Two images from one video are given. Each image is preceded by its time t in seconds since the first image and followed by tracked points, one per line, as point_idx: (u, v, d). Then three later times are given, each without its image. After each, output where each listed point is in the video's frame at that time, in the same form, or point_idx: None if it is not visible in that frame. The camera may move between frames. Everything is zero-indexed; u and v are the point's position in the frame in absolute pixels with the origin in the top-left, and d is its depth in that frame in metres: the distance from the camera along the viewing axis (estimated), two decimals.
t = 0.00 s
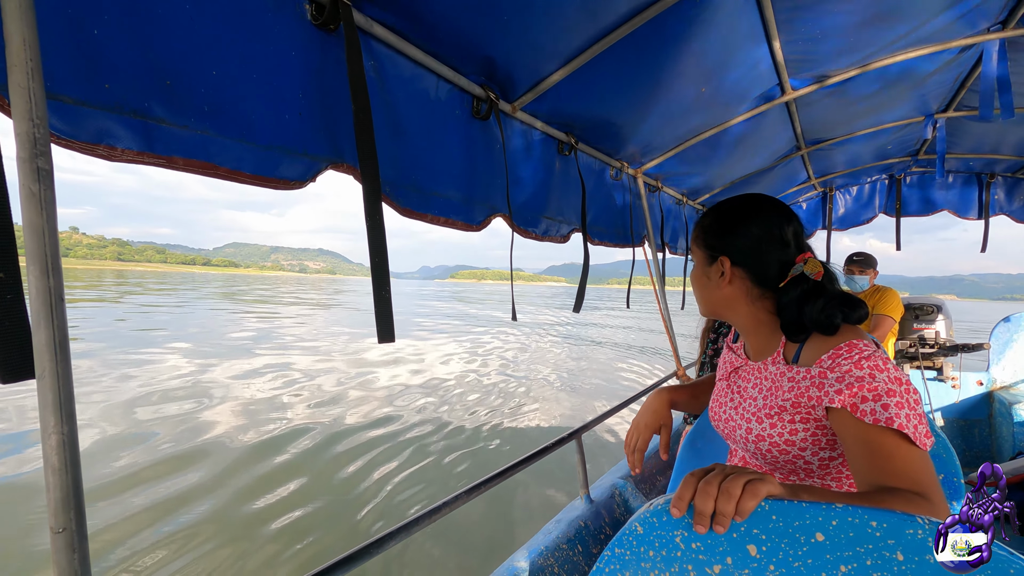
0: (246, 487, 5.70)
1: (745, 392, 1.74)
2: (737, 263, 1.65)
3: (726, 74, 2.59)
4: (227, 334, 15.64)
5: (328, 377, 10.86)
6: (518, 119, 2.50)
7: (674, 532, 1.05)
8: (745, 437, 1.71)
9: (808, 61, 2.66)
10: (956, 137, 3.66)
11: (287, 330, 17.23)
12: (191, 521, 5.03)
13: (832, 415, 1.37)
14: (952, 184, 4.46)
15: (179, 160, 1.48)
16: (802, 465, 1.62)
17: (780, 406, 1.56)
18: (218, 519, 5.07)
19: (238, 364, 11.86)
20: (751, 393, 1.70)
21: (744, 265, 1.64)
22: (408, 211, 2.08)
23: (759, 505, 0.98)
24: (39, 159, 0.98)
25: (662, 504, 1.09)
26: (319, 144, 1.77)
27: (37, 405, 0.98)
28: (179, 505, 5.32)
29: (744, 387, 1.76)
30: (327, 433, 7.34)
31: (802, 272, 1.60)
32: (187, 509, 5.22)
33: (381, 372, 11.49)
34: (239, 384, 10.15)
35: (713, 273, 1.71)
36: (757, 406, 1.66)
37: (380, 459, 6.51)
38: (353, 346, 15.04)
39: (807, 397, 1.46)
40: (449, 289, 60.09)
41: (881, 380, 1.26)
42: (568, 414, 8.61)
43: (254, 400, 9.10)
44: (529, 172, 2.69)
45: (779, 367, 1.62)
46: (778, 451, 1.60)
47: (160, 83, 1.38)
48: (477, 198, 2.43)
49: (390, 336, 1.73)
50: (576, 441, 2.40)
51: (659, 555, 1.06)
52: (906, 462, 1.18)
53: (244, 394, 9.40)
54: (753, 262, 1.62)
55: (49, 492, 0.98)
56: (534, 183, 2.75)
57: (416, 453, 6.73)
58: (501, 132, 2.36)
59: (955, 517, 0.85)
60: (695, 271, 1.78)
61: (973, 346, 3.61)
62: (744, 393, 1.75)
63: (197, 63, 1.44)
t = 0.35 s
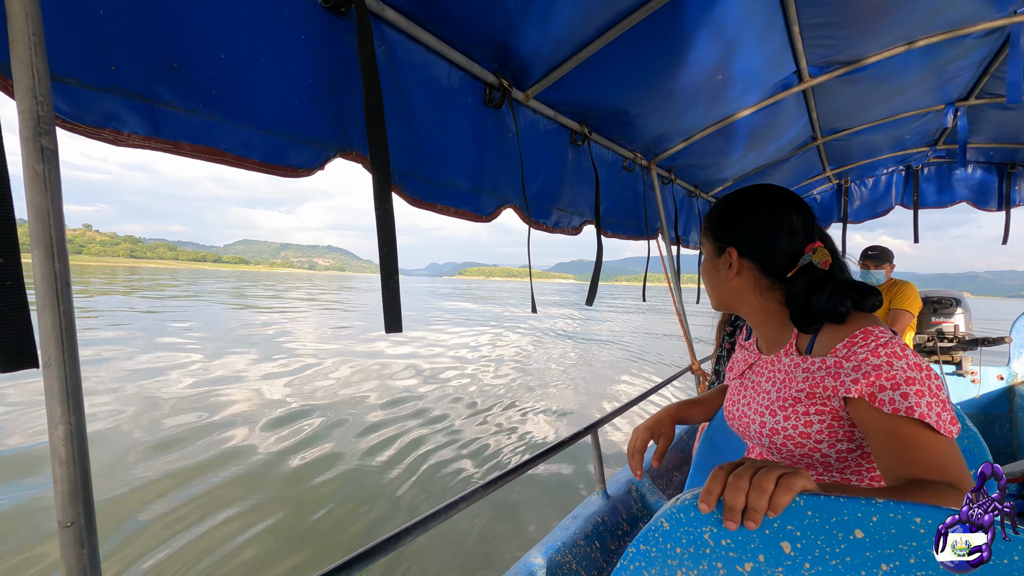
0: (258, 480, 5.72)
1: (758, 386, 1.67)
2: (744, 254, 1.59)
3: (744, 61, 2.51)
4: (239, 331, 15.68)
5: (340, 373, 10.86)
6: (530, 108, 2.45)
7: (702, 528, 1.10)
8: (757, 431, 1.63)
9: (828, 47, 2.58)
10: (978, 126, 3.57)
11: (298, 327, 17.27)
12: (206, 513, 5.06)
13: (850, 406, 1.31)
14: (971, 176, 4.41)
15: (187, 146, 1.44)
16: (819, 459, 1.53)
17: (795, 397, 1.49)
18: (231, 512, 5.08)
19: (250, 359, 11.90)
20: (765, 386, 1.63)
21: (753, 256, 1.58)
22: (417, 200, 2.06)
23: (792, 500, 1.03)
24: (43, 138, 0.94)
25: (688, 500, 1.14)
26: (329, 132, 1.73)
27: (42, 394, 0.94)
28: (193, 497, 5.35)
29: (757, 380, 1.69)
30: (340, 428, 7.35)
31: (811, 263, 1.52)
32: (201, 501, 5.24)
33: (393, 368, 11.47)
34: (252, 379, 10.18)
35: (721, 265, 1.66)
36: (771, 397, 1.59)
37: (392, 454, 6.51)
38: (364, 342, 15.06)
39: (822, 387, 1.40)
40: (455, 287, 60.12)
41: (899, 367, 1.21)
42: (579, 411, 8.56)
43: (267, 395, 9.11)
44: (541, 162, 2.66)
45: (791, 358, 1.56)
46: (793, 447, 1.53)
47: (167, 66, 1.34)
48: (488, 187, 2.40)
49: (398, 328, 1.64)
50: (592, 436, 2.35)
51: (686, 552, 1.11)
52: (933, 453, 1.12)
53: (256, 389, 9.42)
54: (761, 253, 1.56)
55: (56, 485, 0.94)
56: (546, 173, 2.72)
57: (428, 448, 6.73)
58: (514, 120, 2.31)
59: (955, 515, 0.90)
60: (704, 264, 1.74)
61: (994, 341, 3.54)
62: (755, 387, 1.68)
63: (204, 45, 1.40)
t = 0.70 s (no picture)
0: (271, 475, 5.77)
1: (777, 382, 1.66)
2: (758, 249, 1.57)
3: (757, 53, 2.49)
4: (249, 329, 15.80)
5: (350, 370, 10.93)
6: (542, 100, 2.45)
7: (723, 515, 1.10)
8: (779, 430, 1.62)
9: (842, 39, 2.56)
10: (992, 117, 3.53)
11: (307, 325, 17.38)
12: (221, 507, 5.12)
13: (870, 396, 1.29)
14: (985, 168, 4.36)
15: (208, 136, 1.44)
16: (843, 452, 1.52)
17: (814, 392, 1.48)
18: (246, 506, 5.15)
19: (261, 356, 12.01)
20: (783, 382, 1.62)
21: (766, 251, 1.56)
22: (431, 192, 2.07)
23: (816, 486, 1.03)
24: (75, 125, 0.95)
25: (710, 487, 1.14)
26: (346, 123, 1.73)
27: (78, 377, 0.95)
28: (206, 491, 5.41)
29: (775, 376, 1.68)
30: (351, 425, 7.39)
31: (824, 257, 1.52)
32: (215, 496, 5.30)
33: (402, 365, 11.54)
34: (263, 376, 10.28)
35: (734, 260, 1.64)
36: (789, 394, 1.58)
37: (402, 449, 6.57)
38: (373, 339, 15.16)
39: (841, 379, 1.38)
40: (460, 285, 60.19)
41: (917, 355, 1.19)
42: (587, 408, 8.58)
43: (279, 391, 9.18)
44: (552, 154, 2.66)
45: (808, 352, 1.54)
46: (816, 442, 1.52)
47: (189, 56, 1.35)
48: (499, 180, 2.41)
49: (410, 319, 1.64)
50: (606, 428, 2.35)
51: (708, 539, 1.10)
52: (959, 438, 1.10)
53: (268, 385, 9.50)
54: (775, 248, 1.54)
55: (93, 465, 0.96)
56: (557, 166, 2.72)
57: (438, 444, 6.78)
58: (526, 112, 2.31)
59: (954, 516, 0.89)
60: (716, 259, 1.71)
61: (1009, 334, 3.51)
62: (774, 383, 1.67)
63: (225, 36, 1.41)
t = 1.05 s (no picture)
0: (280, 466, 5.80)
1: (773, 382, 1.65)
2: (752, 247, 1.53)
3: (766, 48, 2.48)
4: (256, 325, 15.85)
5: (356, 364, 10.97)
6: (550, 95, 2.45)
7: (730, 508, 1.10)
8: (776, 429, 1.62)
9: (853, 34, 2.54)
10: (1004, 113, 3.49)
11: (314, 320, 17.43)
12: (230, 496, 5.16)
13: (865, 395, 1.29)
14: (995, 165, 4.32)
15: (219, 128, 1.45)
16: (843, 450, 1.52)
17: (810, 391, 1.47)
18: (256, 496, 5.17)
19: (268, 351, 12.06)
20: (780, 382, 1.61)
21: (761, 249, 1.52)
22: (440, 186, 2.08)
23: (822, 480, 1.04)
24: (89, 114, 0.96)
25: (716, 481, 1.14)
26: (356, 116, 1.74)
27: (92, 364, 0.96)
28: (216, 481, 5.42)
29: (772, 375, 1.67)
30: (357, 419, 7.43)
31: (818, 256, 1.47)
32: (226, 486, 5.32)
33: (408, 360, 11.56)
34: (270, 370, 10.32)
35: (728, 259, 1.60)
36: (786, 393, 1.57)
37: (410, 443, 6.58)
38: (379, 335, 15.19)
39: (836, 378, 1.38)
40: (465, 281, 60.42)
41: (909, 353, 1.18)
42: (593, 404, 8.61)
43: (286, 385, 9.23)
44: (560, 149, 2.66)
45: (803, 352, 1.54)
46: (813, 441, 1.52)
47: (200, 48, 1.36)
48: (507, 174, 2.42)
49: (424, 313, 1.64)
50: (611, 422, 2.35)
51: (714, 532, 1.10)
52: (955, 435, 1.11)
53: (275, 379, 9.54)
54: (770, 246, 1.50)
55: (107, 452, 0.98)
56: (565, 161, 2.72)
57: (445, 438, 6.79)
58: (534, 107, 2.32)
59: (955, 515, 0.90)
60: (711, 258, 1.68)
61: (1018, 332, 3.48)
62: (771, 382, 1.66)
63: (236, 28, 1.41)
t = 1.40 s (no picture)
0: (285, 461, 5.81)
1: (770, 385, 1.63)
2: (753, 245, 1.53)
3: (770, 47, 2.46)
4: (263, 321, 15.95)
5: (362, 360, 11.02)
6: (553, 93, 2.45)
7: (724, 506, 1.10)
8: (774, 433, 1.60)
9: (860, 33, 2.51)
10: (1013, 114, 3.45)
11: (320, 317, 17.51)
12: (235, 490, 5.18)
13: (857, 404, 1.28)
14: (1004, 166, 4.28)
15: (222, 124, 1.47)
16: (838, 454, 1.50)
17: (806, 395, 1.46)
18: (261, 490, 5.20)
19: (274, 347, 12.13)
20: (776, 385, 1.60)
21: (762, 247, 1.52)
22: (443, 183, 2.09)
23: (815, 479, 1.04)
24: (91, 110, 0.98)
25: (710, 479, 1.15)
26: (358, 113, 1.75)
27: (93, 356, 0.98)
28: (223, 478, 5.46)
29: (768, 377, 1.66)
30: (362, 414, 7.48)
31: (819, 258, 1.47)
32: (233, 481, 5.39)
33: (413, 356, 11.60)
34: (276, 365, 10.38)
35: (729, 255, 1.60)
36: (781, 397, 1.56)
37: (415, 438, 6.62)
38: (385, 332, 15.24)
39: (829, 386, 1.36)
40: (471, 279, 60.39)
41: (904, 362, 1.18)
42: (597, 401, 8.61)
43: (292, 380, 9.28)
44: (563, 147, 2.67)
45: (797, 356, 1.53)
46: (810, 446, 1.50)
47: (203, 45, 1.38)
48: (511, 173, 2.43)
49: (426, 310, 1.65)
50: (612, 421, 2.36)
51: (709, 530, 1.10)
52: (941, 447, 1.12)
53: (281, 374, 9.60)
54: (771, 245, 1.50)
55: (106, 442, 1.00)
56: (568, 160, 2.74)
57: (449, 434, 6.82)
58: (536, 105, 2.32)
59: (955, 515, 0.90)
60: (712, 253, 1.67)
61: None
62: (767, 386, 1.65)
63: (238, 26, 1.43)
